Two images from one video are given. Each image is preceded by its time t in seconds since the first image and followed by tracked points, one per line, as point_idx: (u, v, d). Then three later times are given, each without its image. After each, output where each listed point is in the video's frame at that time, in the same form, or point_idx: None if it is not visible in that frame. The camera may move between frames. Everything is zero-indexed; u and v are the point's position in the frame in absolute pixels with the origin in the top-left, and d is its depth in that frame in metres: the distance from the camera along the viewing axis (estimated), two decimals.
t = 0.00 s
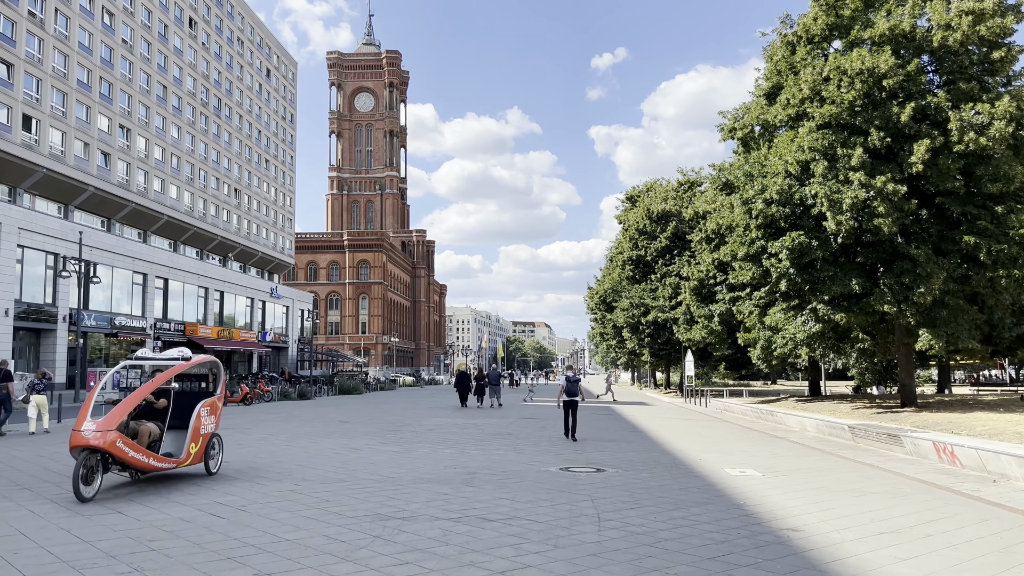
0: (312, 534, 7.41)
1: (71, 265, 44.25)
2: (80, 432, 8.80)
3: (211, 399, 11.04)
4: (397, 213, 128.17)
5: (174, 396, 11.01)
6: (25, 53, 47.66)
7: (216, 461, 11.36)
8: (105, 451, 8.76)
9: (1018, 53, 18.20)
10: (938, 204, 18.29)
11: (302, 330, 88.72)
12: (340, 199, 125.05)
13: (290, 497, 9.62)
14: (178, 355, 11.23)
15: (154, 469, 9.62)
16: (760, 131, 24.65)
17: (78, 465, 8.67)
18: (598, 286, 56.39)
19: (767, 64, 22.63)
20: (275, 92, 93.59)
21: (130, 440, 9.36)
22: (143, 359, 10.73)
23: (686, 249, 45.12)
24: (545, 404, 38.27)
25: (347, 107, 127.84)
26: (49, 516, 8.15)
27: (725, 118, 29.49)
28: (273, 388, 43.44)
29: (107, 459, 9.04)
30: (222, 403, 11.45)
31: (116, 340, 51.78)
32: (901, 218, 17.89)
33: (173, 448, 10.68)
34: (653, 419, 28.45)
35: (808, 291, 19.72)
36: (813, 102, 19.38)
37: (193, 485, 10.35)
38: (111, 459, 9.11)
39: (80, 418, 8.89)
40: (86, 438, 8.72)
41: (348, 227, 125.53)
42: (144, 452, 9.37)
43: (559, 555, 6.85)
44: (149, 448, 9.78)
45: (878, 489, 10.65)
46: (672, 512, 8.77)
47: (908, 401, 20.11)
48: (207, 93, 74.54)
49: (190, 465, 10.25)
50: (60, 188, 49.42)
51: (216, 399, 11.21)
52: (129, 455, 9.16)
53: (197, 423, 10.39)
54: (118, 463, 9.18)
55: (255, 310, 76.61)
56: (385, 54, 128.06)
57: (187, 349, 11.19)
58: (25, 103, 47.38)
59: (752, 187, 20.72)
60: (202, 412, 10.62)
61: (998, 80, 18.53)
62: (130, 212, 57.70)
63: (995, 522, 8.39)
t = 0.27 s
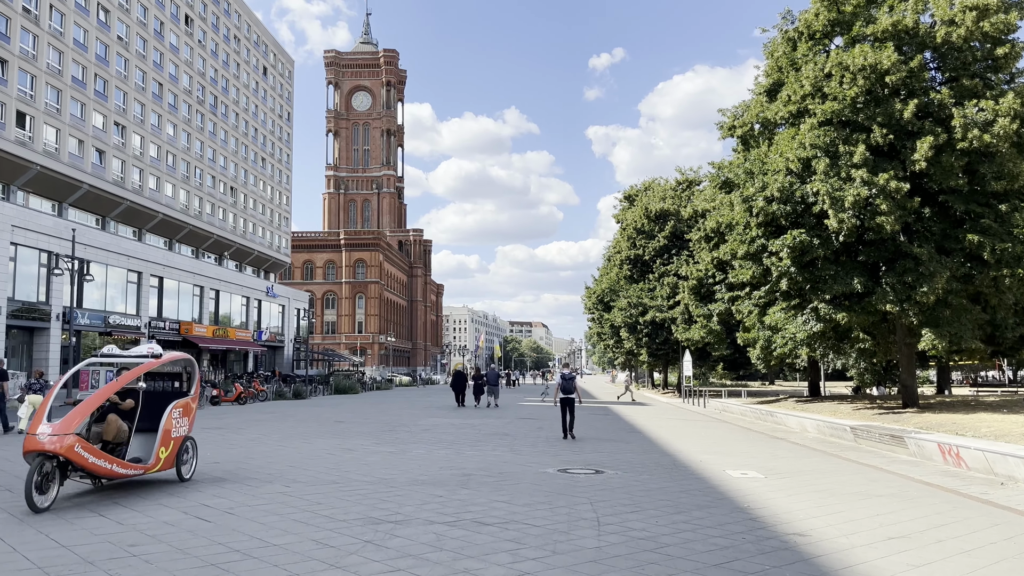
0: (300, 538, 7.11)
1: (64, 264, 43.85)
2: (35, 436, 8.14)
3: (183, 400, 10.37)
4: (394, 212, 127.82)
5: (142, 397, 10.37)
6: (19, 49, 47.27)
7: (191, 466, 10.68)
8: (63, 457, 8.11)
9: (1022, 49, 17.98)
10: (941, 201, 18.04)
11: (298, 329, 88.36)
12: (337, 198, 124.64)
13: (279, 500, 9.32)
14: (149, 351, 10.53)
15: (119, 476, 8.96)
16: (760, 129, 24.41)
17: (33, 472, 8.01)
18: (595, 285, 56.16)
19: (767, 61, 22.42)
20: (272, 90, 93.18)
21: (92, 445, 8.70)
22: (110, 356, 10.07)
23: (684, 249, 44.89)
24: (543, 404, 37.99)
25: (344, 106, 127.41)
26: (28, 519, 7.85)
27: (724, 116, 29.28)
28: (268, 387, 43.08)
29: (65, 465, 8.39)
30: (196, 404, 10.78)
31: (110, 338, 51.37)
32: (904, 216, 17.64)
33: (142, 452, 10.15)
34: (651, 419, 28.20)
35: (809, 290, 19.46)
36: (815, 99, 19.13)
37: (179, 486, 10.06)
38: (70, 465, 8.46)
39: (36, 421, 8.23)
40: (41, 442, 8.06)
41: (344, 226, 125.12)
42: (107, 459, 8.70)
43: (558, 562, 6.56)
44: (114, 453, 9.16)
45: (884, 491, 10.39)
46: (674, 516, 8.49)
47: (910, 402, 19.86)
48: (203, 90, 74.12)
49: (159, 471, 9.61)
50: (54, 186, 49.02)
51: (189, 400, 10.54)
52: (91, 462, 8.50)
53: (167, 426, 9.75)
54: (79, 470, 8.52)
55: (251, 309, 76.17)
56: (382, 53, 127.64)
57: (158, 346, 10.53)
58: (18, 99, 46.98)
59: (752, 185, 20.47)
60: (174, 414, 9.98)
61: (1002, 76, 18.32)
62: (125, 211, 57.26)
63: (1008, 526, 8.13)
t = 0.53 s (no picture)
0: (288, 546, 6.83)
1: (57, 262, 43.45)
2: None
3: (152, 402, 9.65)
4: (390, 212, 127.45)
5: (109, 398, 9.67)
6: (12, 45, 46.87)
7: (160, 473, 9.97)
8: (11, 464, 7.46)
9: None
10: (944, 201, 17.82)
11: (294, 329, 87.95)
12: (333, 197, 124.24)
13: (269, 504, 9.04)
14: (114, 349, 9.76)
15: (76, 486, 8.29)
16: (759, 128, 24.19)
17: None
18: (592, 285, 55.93)
19: (768, 58, 22.22)
20: (268, 89, 92.77)
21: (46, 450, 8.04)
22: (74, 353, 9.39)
23: (682, 249, 44.67)
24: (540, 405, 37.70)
25: (341, 105, 127.00)
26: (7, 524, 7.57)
27: (723, 115, 29.07)
28: (263, 387, 42.73)
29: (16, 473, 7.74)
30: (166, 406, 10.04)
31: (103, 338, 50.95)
32: (906, 215, 17.42)
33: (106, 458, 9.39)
34: (649, 420, 27.96)
35: (809, 290, 19.23)
36: (816, 96, 18.91)
37: (166, 489, 9.78)
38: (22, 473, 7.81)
39: None
40: None
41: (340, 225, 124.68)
42: (62, 466, 8.04)
43: (557, 570, 6.30)
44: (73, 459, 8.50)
45: (890, 495, 10.14)
46: (676, 522, 8.24)
47: (911, 403, 19.64)
48: (198, 88, 73.71)
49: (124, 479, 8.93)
50: (47, 183, 48.63)
51: (158, 402, 9.81)
52: (44, 469, 7.84)
53: (133, 430, 9.04)
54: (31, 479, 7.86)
55: (246, 308, 75.72)
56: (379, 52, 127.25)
57: (126, 344, 9.81)
58: (11, 96, 46.59)
59: (752, 183, 20.23)
60: (142, 417, 9.30)
61: (1004, 75, 18.15)
62: (119, 209, 56.83)
63: (1019, 533, 7.89)
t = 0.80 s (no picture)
0: (272, 551, 6.57)
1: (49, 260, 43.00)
2: None
3: (113, 403, 8.87)
4: (386, 211, 127.06)
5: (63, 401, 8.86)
6: (3, 41, 46.41)
7: (123, 481, 9.14)
8: None
9: None
10: (945, 198, 17.62)
11: (288, 328, 87.52)
12: (328, 196, 123.77)
13: (255, 506, 8.77)
14: (70, 347, 8.90)
15: (25, 495, 7.45)
16: (756, 126, 23.97)
17: None
18: (588, 284, 55.71)
19: (766, 54, 22.03)
20: (263, 86, 92.29)
21: None
22: (23, 352, 8.58)
23: (678, 248, 44.43)
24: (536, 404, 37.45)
25: (337, 103, 126.48)
26: None
27: (720, 112, 28.86)
28: (256, 386, 42.34)
29: None
30: (128, 408, 9.23)
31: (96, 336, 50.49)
32: (907, 213, 17.20)
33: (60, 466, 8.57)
34: (646, 420, 27.70)
35: (808, 289, 19.01)
36: (815, 93, 18.68)
37: (147, 493, 9.43)
38: None
39: None
40: None
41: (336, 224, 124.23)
42: (11, 474, 7.22)
43: None
44: (24, 465, 7.69)
45: (894, 498, 9.89)
46: (676, 526, 7.99)
47: (910, 403, 19.47)
48: (193, 86, 73.22)
49: (79, 487, 8.10)
50: (38, 180, 48.20)
51: (119, 403, 9.02)
52: None
53: (91, 433, 8.24)
54: None
55: (241, 307, 75.28)
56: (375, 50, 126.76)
57: (81, 341, 9.00)
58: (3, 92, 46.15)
59: (751, 181, 20.00)
60: (100, 420, 8.50)
61: (1005, 72, 17.98)
62: (112, 206, 56.33)
63: None
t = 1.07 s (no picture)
0: (252, 558, 6.26)
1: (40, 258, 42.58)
2: None
3: (64, 405, 8.10)
4: (382, 210, 126.69)
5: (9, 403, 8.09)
6: None
7: (76, 491, 8.34)
8: None
9: None
10: (945, 196, 17.41)
11: (283, 327, 87.09)
12: (324, 195, 123.33)
13: (239, 510, 8.47)
14: (14, 343, 8.05)
15: None
16: (754, 124, 23.75)
17: None
18: (584, 284, 55.46)
19: (764, 51, 21.83)
20: (258, 85, 91.84)
21: None
22: None
23: (675, 247, 44.22)
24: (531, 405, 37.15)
25: (333, 102, 126.03)
26: None
27: (718, 111, 28.64)
28: (249, 386, 41.97)
29: None
30: (83, 410, 8.46)
31: (88, 335, 50.04)
32: (907, 211, 16.97)
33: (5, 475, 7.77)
34: (642, 420, 27.45)
35: (806, 287, 18.78)
36: (814, 89, 18.45)
37: (127, 495, 9.11)
38: None
39: None
40: None
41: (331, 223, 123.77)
42: None
43: None
44: None
45: (897, 501, 9.64)
46: (674, 530, 7.72)
47: (909, 404, 19.27)
48: (187, 83, 72.77)
49: (23, 499, 7.32)
50: (30, 177, 47.76)
51: (72, 405, 8.26)
52: None
53: (37, 438, 7.48)
54: None
55: (236, 306, 74.82)
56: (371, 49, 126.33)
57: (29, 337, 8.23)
58: None
59: (749, 178, 19.75)
60: (48, 424, 7.72)
61: (1006, 69, 17.77)
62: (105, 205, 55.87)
63: None
